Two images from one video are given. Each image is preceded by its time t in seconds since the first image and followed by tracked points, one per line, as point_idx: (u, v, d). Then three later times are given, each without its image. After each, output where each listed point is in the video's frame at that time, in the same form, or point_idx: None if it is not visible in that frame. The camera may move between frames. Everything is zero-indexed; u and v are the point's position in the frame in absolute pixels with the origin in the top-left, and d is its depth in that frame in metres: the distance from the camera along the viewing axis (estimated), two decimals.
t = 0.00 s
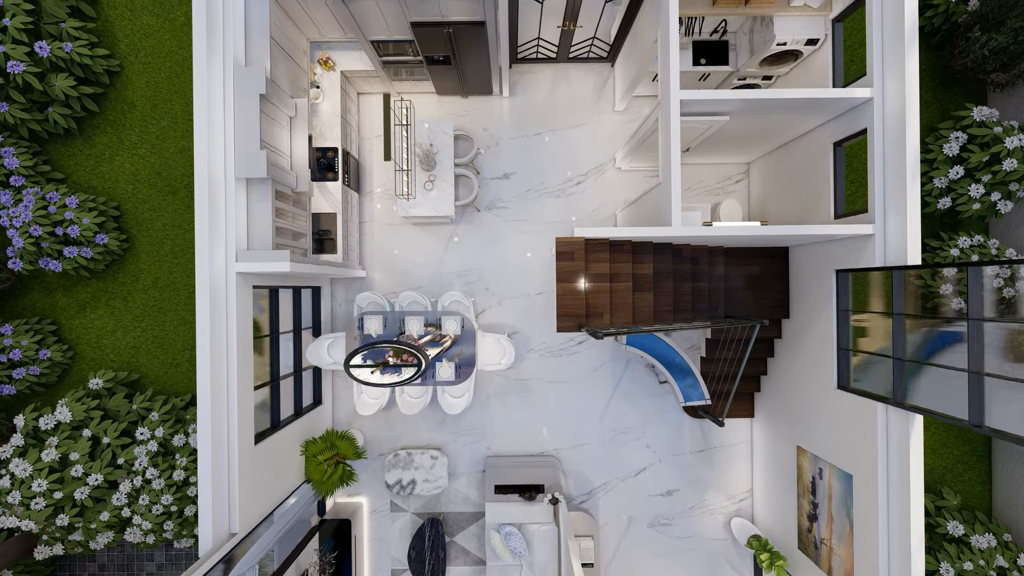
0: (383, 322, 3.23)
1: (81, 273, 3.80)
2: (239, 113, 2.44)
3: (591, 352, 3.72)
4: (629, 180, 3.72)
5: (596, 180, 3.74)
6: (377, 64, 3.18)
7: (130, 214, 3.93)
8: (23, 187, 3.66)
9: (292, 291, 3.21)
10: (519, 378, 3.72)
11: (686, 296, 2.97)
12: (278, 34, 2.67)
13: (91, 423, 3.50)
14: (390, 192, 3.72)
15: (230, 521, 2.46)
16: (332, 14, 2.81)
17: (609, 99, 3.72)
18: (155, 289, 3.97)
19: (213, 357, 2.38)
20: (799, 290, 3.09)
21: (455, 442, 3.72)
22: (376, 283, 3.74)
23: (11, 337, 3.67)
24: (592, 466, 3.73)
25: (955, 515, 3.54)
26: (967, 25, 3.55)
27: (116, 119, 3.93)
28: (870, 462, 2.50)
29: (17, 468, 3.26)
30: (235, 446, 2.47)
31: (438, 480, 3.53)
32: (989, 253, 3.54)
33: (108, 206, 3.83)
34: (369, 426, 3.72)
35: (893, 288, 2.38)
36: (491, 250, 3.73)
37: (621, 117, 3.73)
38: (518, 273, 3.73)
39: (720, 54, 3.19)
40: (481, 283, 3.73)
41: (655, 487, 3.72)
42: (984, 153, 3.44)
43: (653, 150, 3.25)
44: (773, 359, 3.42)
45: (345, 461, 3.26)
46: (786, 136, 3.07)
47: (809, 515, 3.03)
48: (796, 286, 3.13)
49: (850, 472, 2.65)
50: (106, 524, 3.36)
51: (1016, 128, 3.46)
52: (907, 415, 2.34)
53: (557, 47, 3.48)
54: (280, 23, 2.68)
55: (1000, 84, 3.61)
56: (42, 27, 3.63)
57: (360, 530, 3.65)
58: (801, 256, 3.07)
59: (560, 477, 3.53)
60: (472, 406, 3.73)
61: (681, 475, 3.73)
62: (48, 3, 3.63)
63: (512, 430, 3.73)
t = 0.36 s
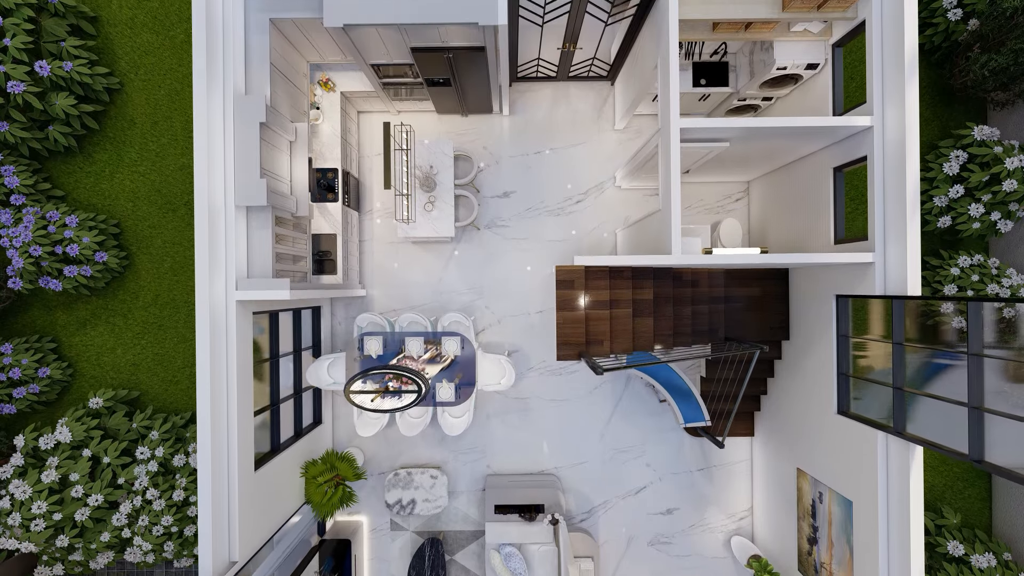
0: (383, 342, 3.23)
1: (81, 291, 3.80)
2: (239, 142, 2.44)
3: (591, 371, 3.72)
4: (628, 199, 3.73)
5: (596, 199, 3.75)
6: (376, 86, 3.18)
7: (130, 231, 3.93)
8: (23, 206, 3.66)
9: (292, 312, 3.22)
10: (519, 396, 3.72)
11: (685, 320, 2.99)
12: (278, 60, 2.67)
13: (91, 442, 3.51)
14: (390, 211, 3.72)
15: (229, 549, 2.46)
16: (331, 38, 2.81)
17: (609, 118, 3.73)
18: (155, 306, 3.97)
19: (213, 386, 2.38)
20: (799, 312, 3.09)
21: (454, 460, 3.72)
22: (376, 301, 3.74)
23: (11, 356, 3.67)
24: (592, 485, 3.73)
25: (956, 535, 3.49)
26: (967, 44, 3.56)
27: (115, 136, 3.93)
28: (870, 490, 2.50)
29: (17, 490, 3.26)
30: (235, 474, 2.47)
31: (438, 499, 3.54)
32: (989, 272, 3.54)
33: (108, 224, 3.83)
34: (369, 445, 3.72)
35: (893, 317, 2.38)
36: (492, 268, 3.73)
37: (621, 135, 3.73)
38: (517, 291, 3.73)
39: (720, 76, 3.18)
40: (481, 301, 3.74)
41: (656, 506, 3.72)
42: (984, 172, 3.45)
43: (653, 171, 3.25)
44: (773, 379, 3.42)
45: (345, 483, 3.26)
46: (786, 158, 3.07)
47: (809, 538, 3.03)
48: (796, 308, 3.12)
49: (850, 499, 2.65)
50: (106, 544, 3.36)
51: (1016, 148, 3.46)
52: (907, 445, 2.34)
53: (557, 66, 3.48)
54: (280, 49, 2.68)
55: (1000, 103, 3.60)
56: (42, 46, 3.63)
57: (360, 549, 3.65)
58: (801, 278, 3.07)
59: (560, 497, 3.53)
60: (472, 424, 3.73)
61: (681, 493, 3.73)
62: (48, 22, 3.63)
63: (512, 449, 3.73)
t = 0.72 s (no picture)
0: (383, 363, 3.20)
1: (81, 309, 3.80)
2: (239, 170, 2.44)
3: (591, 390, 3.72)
4: (627, 218, 3.74)
5: (596, 217, 3.75)
6: (376, 107, 3.18)
7: (130, 248, 3.93)
8: (23, 225, 3.65)
9: (292, 334, 3.23)
10: (519, 415, 3.72)
11: (686, 345, 2.98)
12: (278, 86, 2.67)
13: (91, 462, 3.51)
14: (390, 230, 3.73)
15: None
16: (331, 63, 2.82)
17: (609, 136, 3.73)
18: (155, 323, 3.97)
19: (213, 415, 2.38)
20: (799, 335, 3.09)
21: (454, 479, 3.72)
22: (376, 320, 3.74)
23: (11, 375, 3.67)
24: (593, 503, 3.73)
25: (956, 555, 3.39)
26: (967, 63, 3.56)
27: (116, 153, 3.93)
28: (870, 518, 2.50)
29: (17, 513, 3.26)
30: (235, 502, 2.47)
31: (438, 519, 3.57)
32: (989, 291, 3.54)
33: (108, 241, 3.83)
34: (369, 463, 3.72)
35: (893, 347, 2.38)
36: (492, 287, 3.73)
37: (620, 154, 3.73)
38: (517, 309, 3.73)
39: (720, 97, 3.18)
40: (480, 320, 3.74)
41: (655, 524, 3.72)
42: (983, 192, 3.46)
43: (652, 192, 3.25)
44: (773, 399, 3.42)
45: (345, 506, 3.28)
46: (786, 181, 3.07)
47: (809, 561, 3.03)
48: (796, 330, 3.12)
49: (850, 525, 2.65)
50: (106, 565, 3.37)
51: (1017, 168, 3.46)
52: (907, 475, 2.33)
53: (557, 86, 3.49)
54: (279, 74, 2.68)
55: (1001, 121, 3.58)
56: (42, 64, 3.64)
57: (360, 568, 3.65)
58: (801, 301, 3.07)
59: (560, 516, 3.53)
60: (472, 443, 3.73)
61: (681, 512, 3.73)
62: (48, 41, 3.64)
63: (512, 467, 3.73)
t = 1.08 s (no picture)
0: (383, 384, 3.23)
1: (81, 327, 3.81)
2: (240, 198, 2.44)
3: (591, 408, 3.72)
4: (628, 236, 3.74)
5: (596, 236, 3.75)
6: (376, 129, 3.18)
7: (130, 266, 3.93)
8: (23, 244, 3.65)
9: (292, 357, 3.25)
10: (520, 434, 3.72)
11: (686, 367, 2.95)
12: (277, 112, 2.67)
13: (91, 482, 3.54)
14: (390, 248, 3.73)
15: None
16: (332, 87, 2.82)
17: (609, 154, 3.73)
18: (155, 341, 3.97)
19: (213, 445, 2.38)
20: (800, 357, 3.09)
21: (455, 497, 3.72)
22: (376, 338, 3.74)
23: (11, 394, 3.67)
24: (593, 522, 3.73)
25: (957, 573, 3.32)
26: (967, 82, 3.57)
27: (116, 171, 3.93)
28: (870, 545, 2.50)
29: (17, 535, 3.28)
30: (236, 530, 2.47)
31: (438, 538, 3.57)
32: (990, 310, 3.55)
33: (108, 260, 3.84)
34: (369, 482, 3.72)
35: (892, 376, 2.39)
36: (492, 306, 3.73)
37: (621, 172, 3.73)
38: (517, 328, 3.73)
39: (721, 118, 3.18)
40: (480, 339, 3.74)
41: (655, 543, 3.72)
42: (983, 212, 3.47)
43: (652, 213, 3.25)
44: (773, 419, 3.42)
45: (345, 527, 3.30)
46: (786, 203, 3.07)
47: None
48: (796, 351, 3.12)
49: (850, 551, 2.65)
50: None
51: (1016, 188, 3.46)
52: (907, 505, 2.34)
53: (557, 105, 3.49)
54: (279, 100, 2.69)
55: (1002, 140, 3.54)
56: (42, 83, 3.64)
57: None
58: (801, 323, 3.07)
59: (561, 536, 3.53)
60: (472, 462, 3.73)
61: (681, 530, 3.73)
62: (48, 59, 3.65)
63: (512, 486, 3.72)
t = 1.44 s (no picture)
0: (383, 405, 3.22)
1: (82, 346, 3.81)
2: (240, 227, 2.44)
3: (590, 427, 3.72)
4: (628, 255, 3.75)
5: (596, 255, 3.76)
6: (376, 151, 3.19)
7: (130, 284, 3.93)
8: (23, 263, 3.66)
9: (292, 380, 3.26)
10: (520, 452, 3.72)
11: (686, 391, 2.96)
12: (277, 137, 2.67)
13: (91, 502, 3.56)
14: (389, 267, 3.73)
15: None
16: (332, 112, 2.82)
17: (609, 173, 3.73)
18: (155, 358, 3.97)
19: (213, 474, 2.38)
20: (800, 379, 3.09)
21: (454, 515, 3.72)
22: (375, 357, 3.74)
23: (11, 413, 3.68)
24: (593, 540, 3.73)
25: None
26: (967, 101, 3.57)
27: (115, 189, 3.93)
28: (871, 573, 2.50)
29: (17, 556, 3.32)
30: (236, 559, 2.47)
31: (438, 558, 3.61)
32: (989, 329, 3.55)
33: (108, 277, 3.84)
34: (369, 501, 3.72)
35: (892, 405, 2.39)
36: (492, 324, 3.74)
37: (621, 190, 3.74)
38: (517, 346, 3.73)
39: (721, 139, 3.18)
40: (480, 357, 3.75)
41: (655, 561, 3.72)
42: (983, 232, 3.47)
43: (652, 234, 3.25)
44: (773, 439, 3.42)
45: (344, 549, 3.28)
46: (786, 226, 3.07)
47: None
48: (796, 374, 3.13)
49: None
50: None
51: (1016, 208, 3.46)
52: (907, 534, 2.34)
53: (557, 125, 3.49)
54: (280, 125, 2.68)
55: (1001, 158, 3.54)
56: (42, 102, 3.64)
57: None
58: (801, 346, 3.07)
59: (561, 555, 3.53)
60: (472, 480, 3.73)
61: (681, 549, 3.73)
62: (48, 78, 3.65)
63: (512, 504, 3.73)
